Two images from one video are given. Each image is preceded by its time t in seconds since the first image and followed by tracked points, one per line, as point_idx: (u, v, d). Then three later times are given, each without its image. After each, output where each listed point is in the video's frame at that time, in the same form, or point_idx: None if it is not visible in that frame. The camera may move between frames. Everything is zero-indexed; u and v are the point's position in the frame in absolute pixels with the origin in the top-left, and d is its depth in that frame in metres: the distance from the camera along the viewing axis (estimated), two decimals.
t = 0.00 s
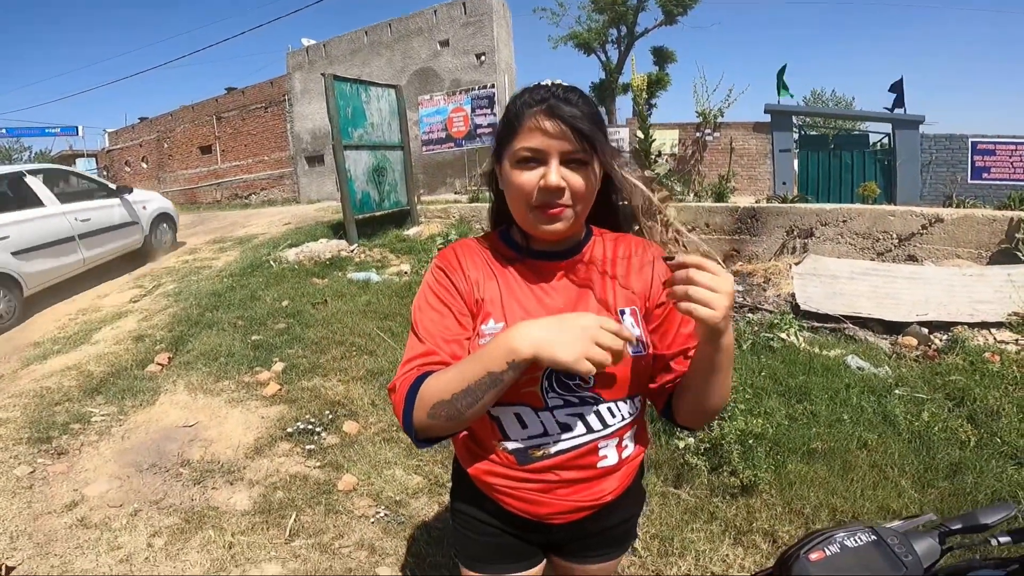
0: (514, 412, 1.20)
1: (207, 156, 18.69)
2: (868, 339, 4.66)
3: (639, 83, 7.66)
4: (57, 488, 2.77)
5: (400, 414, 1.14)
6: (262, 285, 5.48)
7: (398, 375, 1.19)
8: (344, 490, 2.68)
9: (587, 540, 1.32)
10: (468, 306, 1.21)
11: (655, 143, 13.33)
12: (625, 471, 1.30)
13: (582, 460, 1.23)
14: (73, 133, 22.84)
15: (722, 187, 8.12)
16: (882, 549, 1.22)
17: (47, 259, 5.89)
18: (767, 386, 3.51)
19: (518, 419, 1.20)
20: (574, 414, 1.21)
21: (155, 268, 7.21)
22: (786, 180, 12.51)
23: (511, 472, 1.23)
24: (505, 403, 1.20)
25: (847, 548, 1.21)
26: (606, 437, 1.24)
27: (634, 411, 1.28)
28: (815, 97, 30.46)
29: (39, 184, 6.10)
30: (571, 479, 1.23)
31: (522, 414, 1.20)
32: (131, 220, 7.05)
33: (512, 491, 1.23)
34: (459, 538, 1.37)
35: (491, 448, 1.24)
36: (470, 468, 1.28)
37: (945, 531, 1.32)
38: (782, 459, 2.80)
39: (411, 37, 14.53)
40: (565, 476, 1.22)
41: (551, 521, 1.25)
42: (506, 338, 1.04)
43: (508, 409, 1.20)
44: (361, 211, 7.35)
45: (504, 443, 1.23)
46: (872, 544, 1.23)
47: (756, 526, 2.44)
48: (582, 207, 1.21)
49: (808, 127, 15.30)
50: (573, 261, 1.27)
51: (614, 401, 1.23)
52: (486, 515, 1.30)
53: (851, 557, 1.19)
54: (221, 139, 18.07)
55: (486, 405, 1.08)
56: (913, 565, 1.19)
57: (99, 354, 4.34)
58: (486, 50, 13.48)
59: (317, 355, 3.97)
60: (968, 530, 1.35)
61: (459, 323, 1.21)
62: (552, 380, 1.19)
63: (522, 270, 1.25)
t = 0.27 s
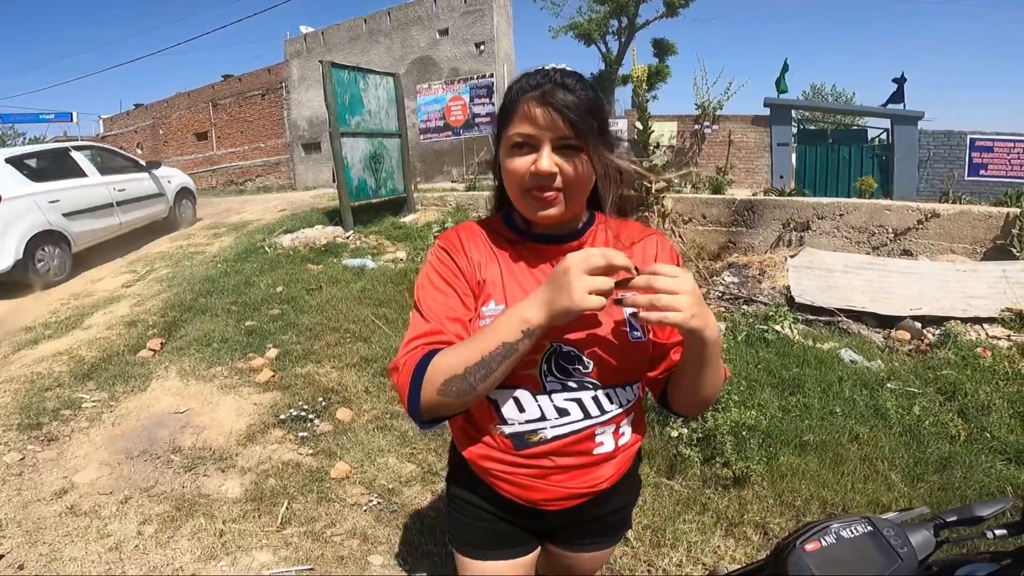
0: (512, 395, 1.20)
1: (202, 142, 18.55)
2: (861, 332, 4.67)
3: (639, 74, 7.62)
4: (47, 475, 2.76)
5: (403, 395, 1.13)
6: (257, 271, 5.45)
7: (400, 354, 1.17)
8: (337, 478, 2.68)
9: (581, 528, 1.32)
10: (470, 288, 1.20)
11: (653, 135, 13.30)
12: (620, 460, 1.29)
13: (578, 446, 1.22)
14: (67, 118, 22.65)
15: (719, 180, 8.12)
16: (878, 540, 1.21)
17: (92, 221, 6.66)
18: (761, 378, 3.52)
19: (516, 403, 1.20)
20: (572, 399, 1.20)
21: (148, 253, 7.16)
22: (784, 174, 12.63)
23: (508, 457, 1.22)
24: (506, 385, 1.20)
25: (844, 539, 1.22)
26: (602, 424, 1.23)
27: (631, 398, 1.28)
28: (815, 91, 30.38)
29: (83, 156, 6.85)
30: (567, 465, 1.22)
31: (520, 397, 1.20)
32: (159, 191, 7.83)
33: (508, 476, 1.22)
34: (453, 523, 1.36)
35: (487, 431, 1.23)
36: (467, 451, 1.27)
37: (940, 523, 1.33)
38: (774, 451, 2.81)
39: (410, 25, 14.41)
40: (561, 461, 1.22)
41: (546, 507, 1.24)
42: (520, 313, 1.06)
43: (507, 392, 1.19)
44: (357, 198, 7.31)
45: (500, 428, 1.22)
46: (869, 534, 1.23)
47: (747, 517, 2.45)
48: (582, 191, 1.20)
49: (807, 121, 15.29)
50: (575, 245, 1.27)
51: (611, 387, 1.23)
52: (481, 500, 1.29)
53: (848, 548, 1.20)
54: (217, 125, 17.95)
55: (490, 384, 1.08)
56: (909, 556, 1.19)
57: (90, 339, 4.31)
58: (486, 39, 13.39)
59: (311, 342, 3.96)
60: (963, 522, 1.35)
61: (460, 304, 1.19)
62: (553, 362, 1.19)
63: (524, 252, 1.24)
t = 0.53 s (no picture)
0: (509, 373, 1.18)
1: (196, 126, 18.39)
2: (854, 324, 4.68)
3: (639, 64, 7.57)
4: (33, 460, 2.73)
5: (394, 369, 1.11)
6: (250, 254, 5.41)
7: (393, 328, 1.16)
8: (327, 463, 2.66)
9: (574, 513, 1.30)
10: (469, 263, 1.18)
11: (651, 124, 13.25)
12: (617, 444, 1.27)
13: (574, 427, 1.20)
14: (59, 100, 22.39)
15: (716, 171, 8.10)
16: (878, 527, 1.20)
17: (129, 193, 7.36)
18: (754, 368, 3.52)
19: (512, 381, 1.18)
20: (569, 379, 1.18)
21: (139, 235, 7.09)
22: (780, 167, 12.60)
23: (502, 437, 1.20)
24: (502, 363, 1.18)
25: (843, 524, 1.21)
26: (599, 406, 1.21)
27: (630, 381, 1.25)
28: (814, 85, 30.34)
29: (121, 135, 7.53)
30: (562, 447, 1.21)
31: (517, 375, 1.18)
32: (182, 169, 8.53)
33: (502, 456, 1.21)
34: (446, 504, 1.35)
35: (482, 409, 1.22)
36: (461, 429, 1.26)
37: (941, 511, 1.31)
38: (765, 441, 2.80)
39: (409, 13, 14.27)
40: (556, 443, 1.20)
41: (540, 490, 1.23)
42: (513, 293, 1.03)
43: (502, 369, 1.18)
44: (352, 182, 7.25)
45: (496, 407, 1.20)
46: (870, 520, 1.22)
47: (738, 508, 2.45)
48: (583, 170, 1.17)
49: (805, 115, 15.27)
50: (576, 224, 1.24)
51: (611, 369, 1.21)
52: (474, 481, 1.28)
53: (847, 535, 1.19)
54: (211, 110, 17.78)
55: (485, 359, 1.07)
56: (908, 543, 1.18)
57: (79, 320, 4.27)
58: (485, 27, 13.28)
59: (304, 325, 3.93)
60: (962, 509, 1.34)
61: (458, 279, 1.17)
62: (550, 341, 1.17)
63: (525, 229, 1.22)
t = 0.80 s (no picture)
0: (514, 360, 1.18)
1: (193, 122, 18.32)
2: (852, 321, 4.70)
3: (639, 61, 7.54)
4: (28, 455, 2.72)
5: (394, 348, 1.15)
6: (247, 248, 5.39)
7: (398, 311, 1.19)
8: (326, 457, 2.65)
9: (576, 507, 1.30)
10: (476, 250, 1.18)
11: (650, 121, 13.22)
12: (621, 438, 1.26)
13: (578, 418, 1.19)
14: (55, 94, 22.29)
15: (715, 168, 8.09)
16: (889, 517, 1.25)
17: (160, 178, 8.27)
18: (752, 364, 3.52)
19: (517, 368, 1.18)
20: (574, 369, 1.17)
21: (136, 229, 7.06)
22: (778, 165, 12.70)
23: (506, 425, 1.21)
24: (507, 349, 1.18)
25: (856, 515, 1.26)
26: (604, 398, 1.20)
27: (637, 373, 1.24)
28: (813, 84, 30.31)
29: (154, 129, 8.50)
30: (565, 437, 1.20)
31: (522, 363, 1.18)
32: (202, 160, 9.42)
33: (505, 444, 1.21)
34: (450, 491, 1.35)
35: (488, 397, 1.22)
36: (466, 415, 1.26)
37: (951, 501, 1.34)
38: (764, 437, 2.80)
39: (408, 8, 14.22)
40: (559, 433, 1.20)
41: (541, 480, 1.23)
42: (506, 285, 1.02)
43: (506, 356, 1.18)
44: (350, 178, 7.22)
45: (500, 394, 1.20)
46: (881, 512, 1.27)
47: (737, 503, 2.45)
48: (592, 160, 1.15)
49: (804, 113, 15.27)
50: (588, 215, 1.22)
51: (616, 360, 1.19)
52: (479, 471, 1.28)
53: (860, 525, 1.24)
54: (209, 105, 17.71)
55: (479, 348, 1.08)
56: (920, 533, 1.23)
57: (75, 315, 4.25)
58: (484, 24, 13.24)
59: (301, 319, 3.91)
60: (974, 501, 1.35)
61: (465, 266, 1.19)
62: (557, 329, 1.16)
63: (535, 216, 1.21)
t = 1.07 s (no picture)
0: (496, 390, 1.20)
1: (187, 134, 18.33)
2: (844, 328, 4.73)
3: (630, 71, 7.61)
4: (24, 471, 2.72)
5: (375, 377, 1.18)
6: (241, 263, 5.40)
7: (382, 340, 1.23)
8: (321, 472, 2.66)
9: (561, 528, 1.32)
10: (457, 281, 1.22)
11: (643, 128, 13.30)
12: (605, 463, 1.29)
13: (560, 444, 1.23)
14: (48, 106, 22.27)
15: (707, 175, 8.16)
16: (855, 542, 1.21)
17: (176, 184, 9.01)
18: (745, 373, 3.54)
19: (499, 397, 1.20)
20: (555, 399, 1.20)
21: (130, 244, 7.06)
22: (771, 169, 12.56)
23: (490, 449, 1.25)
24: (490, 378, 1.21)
25: (822, 539, 1.21)
26: (584, 426, 1.23)
27: (620, 400, 1.26)
28: (803, 88, 30.54)
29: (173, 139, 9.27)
30: (548, 462, 1.23)
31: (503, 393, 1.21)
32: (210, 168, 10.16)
33: (490, 468, 1.25)
34: (439, 509, 1.39)
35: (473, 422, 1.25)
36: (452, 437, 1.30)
37: (917, 523, 1.33)
38: (758, 446, 2.83)
39: (401, 17, 14.31)
40: (542, 459, 1.23)
41: (525, 503, 1.26)
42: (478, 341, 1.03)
43: (489, 385, 1.20)
44: (344, 190, 7.25)
45: (485, 421, 1.23)
46: (846, 535, 1.22)
47: (730, 513, 2.47)
48: (570, 189, 1.19)
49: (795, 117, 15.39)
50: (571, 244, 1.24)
51: (597, 390, 1.22)
52: (466, 493, 1.31)
53: (825, 548, 1.18)
54: (202, 116, 17.73)
55: (452, 390, 1.10)
56: (885, 558, 1.20)
57: (69, 331, 4.25)
58: (477, 32, 13.33)
59: (296, 334, 3.93)
60: (939, 523, 1.33)
61: (447, 297, 1.23)
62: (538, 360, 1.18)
63: (516, 245, 1.25)
